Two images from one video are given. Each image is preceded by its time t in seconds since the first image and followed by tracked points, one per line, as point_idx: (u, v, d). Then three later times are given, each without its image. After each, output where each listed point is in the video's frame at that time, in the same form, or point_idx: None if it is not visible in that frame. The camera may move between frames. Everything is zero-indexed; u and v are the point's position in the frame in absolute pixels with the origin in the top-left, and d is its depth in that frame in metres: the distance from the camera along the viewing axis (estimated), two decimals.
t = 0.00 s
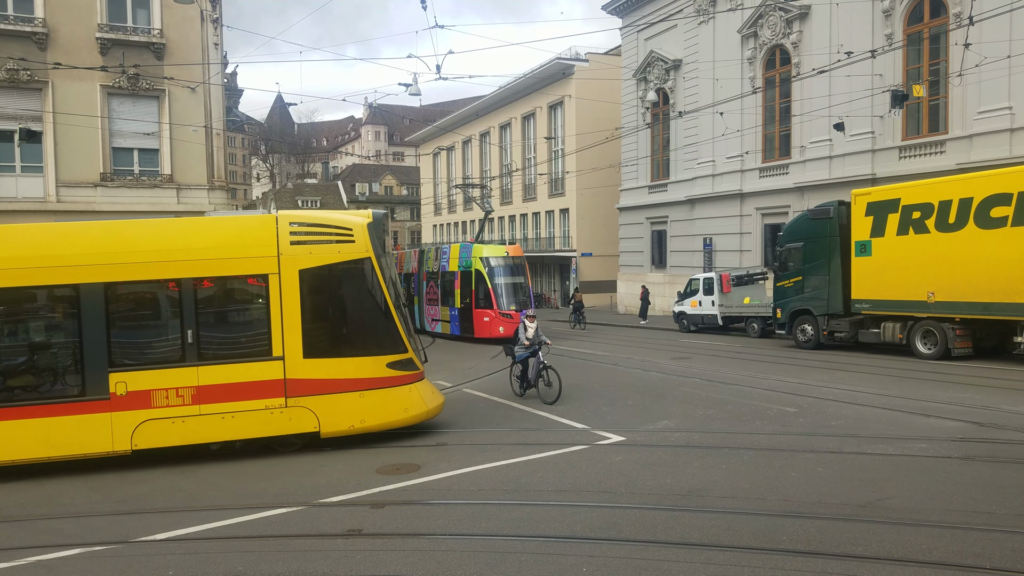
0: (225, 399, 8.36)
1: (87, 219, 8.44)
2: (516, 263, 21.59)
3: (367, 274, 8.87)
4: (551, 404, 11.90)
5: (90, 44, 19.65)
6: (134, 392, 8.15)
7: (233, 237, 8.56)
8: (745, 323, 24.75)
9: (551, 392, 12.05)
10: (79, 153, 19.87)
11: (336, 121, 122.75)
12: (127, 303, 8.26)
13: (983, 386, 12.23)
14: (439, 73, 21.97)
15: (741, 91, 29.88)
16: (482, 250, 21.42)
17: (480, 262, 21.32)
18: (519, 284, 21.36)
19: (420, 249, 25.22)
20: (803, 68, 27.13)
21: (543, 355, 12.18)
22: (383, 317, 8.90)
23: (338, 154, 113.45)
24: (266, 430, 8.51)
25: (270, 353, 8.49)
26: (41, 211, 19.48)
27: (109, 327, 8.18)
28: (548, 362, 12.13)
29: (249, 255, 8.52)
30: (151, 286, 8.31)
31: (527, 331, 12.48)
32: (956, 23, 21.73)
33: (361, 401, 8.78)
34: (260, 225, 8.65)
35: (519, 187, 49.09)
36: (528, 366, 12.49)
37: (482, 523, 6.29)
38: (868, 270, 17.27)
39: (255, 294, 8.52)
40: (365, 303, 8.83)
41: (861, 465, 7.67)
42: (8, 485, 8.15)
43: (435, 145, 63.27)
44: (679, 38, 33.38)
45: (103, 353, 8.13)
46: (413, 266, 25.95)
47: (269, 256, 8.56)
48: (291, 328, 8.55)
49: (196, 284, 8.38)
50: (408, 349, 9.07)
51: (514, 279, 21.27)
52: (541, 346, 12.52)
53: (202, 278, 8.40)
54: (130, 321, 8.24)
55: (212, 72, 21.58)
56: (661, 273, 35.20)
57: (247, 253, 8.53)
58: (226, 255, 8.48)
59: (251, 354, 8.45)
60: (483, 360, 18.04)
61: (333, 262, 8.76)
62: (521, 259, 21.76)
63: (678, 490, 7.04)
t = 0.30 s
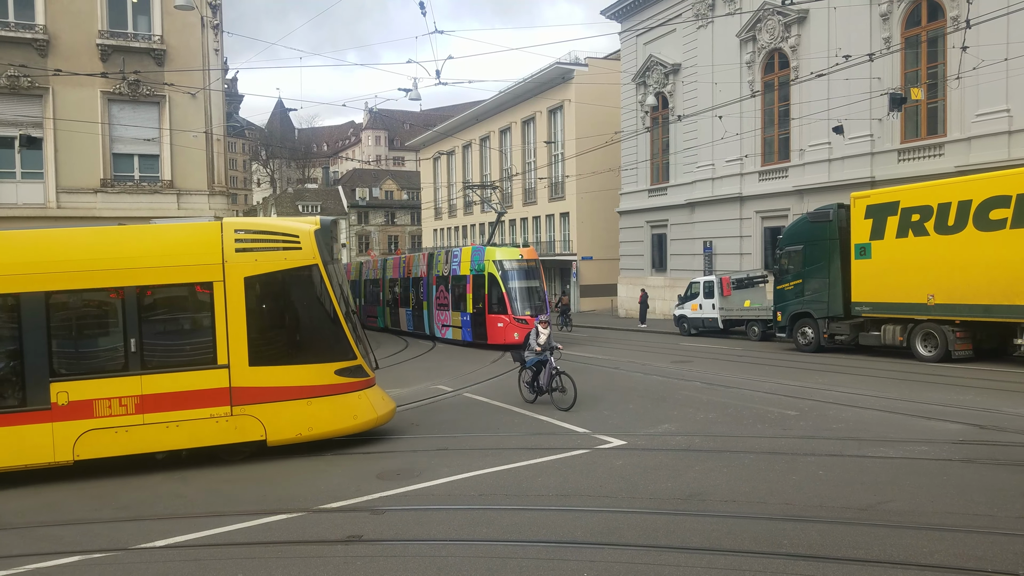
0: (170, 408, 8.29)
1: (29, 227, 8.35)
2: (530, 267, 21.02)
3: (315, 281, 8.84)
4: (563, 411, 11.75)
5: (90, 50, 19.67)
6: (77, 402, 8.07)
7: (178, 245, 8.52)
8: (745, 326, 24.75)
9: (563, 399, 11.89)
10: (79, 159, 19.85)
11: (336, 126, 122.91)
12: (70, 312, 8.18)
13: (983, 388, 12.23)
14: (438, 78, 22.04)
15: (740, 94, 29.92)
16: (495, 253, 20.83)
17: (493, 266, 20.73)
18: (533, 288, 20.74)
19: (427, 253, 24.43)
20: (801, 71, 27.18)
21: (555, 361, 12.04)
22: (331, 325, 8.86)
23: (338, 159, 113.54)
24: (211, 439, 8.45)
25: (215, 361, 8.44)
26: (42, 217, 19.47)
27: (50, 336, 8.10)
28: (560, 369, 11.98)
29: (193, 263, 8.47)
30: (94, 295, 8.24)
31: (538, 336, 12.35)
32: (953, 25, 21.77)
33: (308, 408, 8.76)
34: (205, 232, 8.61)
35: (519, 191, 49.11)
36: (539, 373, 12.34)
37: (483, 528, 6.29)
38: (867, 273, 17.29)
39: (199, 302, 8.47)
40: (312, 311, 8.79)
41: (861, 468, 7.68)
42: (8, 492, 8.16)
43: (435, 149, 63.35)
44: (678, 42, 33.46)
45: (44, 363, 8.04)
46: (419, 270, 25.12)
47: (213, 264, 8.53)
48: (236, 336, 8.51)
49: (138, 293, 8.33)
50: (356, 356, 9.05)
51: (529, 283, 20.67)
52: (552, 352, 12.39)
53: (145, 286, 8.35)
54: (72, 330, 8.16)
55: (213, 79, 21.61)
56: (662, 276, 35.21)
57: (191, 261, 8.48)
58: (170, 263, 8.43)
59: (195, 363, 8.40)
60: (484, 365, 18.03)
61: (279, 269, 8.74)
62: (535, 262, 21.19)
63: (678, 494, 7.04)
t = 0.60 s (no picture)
0: (109, 421, 8.17)
1: None
2: (544, 272, 20.07)
3: (259, 292, 8.78)
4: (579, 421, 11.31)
5: (89, 60, 19.69)
6: (14, 415, 7.94)
7: (119, 257, 8.45)
8: (744, 332, 24.75)
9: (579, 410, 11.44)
10: (78, 168, 19.88)
11: (334, 134, 123.10)
12: (9, 325, 8.10)
13: (982, 392, 12.22)
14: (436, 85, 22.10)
15: (737, 100, 30.00)
16: (506, 258, 19.95)
17: (504, 271, 19.83)
18: (547, 294, 19.78)
19: (435, 258, 23.55)
20: (798, 77, 27.26)
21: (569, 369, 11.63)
22: (276, 336, 8.80)
23: (336, 167, 113.66)
24: (152, 453, 8.33)
25: (156, 374, 8.35)
26: (39, 226, 19.42)
27: None
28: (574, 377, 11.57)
29: (134, 275, 8.41)
30: (34, 308, 8.17)
31: (549, 344, 11.98)
32: (949, 31, 21.86)
33: (252, 420, 8.67)
34: (147, 244, 8.55)
35: (517, 198, 49.11)
36: (552, 382, 11.93)
37: (482, 535, 6.28)
38: (865, 278, 17.30)
39: (141, 314, 8.41)
40: (257, 322, 8.73)
41: (860, 473, 7.66)
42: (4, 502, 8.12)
43: (433, 157, 63.47)
44: (674, 48, 33.58)
45: None
46: (428, 275, 24.20)
47: (155, 275, 8.47)
48: (178, 348, 8.43)
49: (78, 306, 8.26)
50: (303, 367, 8.97)
51: (542, 289, 19.74)
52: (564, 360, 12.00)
53: (86, 298, 8.28)
54: (11, 343, 8.08)
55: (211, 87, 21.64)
56: (660, 282, 35.23)
57: (132, 273, 8.41)
58: (111, 275, 8.36)
59: (136, 375, 8.31)
60: (482, 372, 18.01)
61: (222, 280, 8.67)
62: (549, 267, 20.22)
63: (676, 500, 7.03)
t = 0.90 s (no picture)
0: (47, 432, 8.02)
1: None
2: (557, 275, 19.52)
3: (202, 300, 8.75)
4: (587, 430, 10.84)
5: (85, 65, 19.67)
6: None
7: (56, 265, 8.33)
8: (741, 335, 24.77)
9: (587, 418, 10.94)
10: (74, 174, 19.83)
11: (332, 139, 123.11)
12: None
13: (978, 395, 12.23)
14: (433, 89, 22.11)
15: (734, 104, 30.06)
16: (519, 260, 19.40)
17: (517, 274, 19.29)
18: (561, 298, 19.18)
19: (443, 261, 23.02)
20: (795, 81, 27.33)
21: (578, 375, 11.19)
22: (220, 344, 8.77)
23: (333, 171, 113.62)
24: (91, 464, 8.19)
25: (95, 384, 8.23)
26: (35, 232, 19.35)
27: None
28: (583, 384, 11.12)
29: (71, 284, 8.30)
30: None
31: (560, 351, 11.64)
32: (944, 35, 21.94)
33: (195, 429, 8.60)
34: (85, 252, 8.45)
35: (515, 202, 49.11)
36: (565, 389, 11.53)
37: (480, 540, 6.26)
38: (862, 281, 17.33)
39: (79, 323, 8.30)
40: (199, 330, 8.69)
41: (858, 476, 7.66)
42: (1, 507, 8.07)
43: (430, 161, 63.51)
44: (671, 52, 33.67)
45: None
46: (434, 279, 23.58)
47: (93, 284, 8.37)
48: (117, 357, 8.32)
49: (12, 313, 8.10)
50: (247, 375, 8.96)
51: (556, 292, 19.16)
52: (578, 366, 11.57)
53: (21, 307, 8.14)
54: None
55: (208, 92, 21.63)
56: (657, 286, 35.27)
57: (69, 282, 8.30)
58: (48, 283, 8.24)
59: (74, 386, 8.17)
60: (480, 376, 17.99)
61: (163, 288, 8.63)
62: (563, 270, 19.67)
63: (673, 504, 7.01)
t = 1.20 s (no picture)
0: None
1: None
2: (573, 275, 18.73)
3: (141, 307, 8.80)
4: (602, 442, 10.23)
5: (83, 68, 19.65)
6: None
7: None
8: (739, 337, 24.80)
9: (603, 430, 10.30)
10: (73, 176, 19.64)
11: (329, 142, 122.99)
12: None
13: (975, 397, 12.27)
14: (430, 92, 22.13)
15: (731, 106, 30.10)
16: (533, 260, 18.62)
17: (530, 276, 18.55)
18: (577, 299, 18.39)
19: (450, 262, 22.26)
20: (792, 83, 27.37)
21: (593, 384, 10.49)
22: (160, 351, 8.83)
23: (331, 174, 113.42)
24: (27, 472, 8.18)
25: (32, 392, 8.25)
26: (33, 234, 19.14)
27: None
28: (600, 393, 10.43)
29: (7, 290, 8.33)
30: None
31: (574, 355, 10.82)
32: (941, 37, 22.00)
33: (135, 437, 8.62)
34: (21, 258, 8.47)
35: (513, 205, 49.06)
36: (581, 396, 10.84)
37: (477, 542, 6.26)
38: (859, 283, 17.34)
39: (16, 330, 8.33)
40: (139, 337, 8.75)
41: (856, 478, 7.67)
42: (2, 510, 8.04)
43: (428, 164, 63.49)
44: (669, 55, 33.72)
45: None
46: (442, 280, 22.82)
47: (30, 290, 8.40)
48: (55, 364, 8.36)
49: None
50: (188, 383, 9.03)
51: (572, 294, 18.39)
52: (594, 371, 10.84)
53: None
54: None
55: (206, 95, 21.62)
56: (655, 288, 35.29)
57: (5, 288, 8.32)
58: None
59: (9, 393, 8.18)
60: (479, 378, 17.98)
61: (102, 295, 8.67)
62: (578, 270, 18.87)
63: (671, 506, 7.02)
